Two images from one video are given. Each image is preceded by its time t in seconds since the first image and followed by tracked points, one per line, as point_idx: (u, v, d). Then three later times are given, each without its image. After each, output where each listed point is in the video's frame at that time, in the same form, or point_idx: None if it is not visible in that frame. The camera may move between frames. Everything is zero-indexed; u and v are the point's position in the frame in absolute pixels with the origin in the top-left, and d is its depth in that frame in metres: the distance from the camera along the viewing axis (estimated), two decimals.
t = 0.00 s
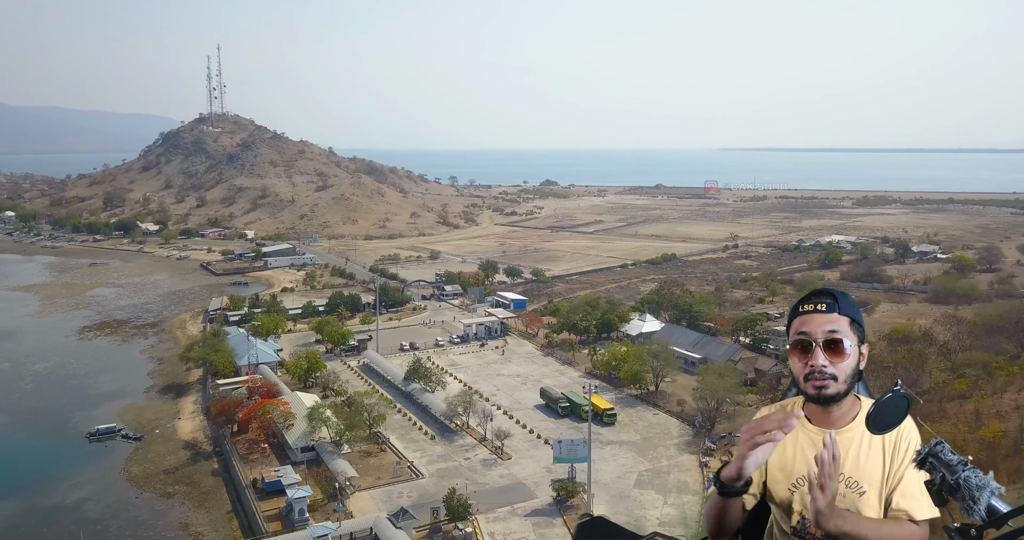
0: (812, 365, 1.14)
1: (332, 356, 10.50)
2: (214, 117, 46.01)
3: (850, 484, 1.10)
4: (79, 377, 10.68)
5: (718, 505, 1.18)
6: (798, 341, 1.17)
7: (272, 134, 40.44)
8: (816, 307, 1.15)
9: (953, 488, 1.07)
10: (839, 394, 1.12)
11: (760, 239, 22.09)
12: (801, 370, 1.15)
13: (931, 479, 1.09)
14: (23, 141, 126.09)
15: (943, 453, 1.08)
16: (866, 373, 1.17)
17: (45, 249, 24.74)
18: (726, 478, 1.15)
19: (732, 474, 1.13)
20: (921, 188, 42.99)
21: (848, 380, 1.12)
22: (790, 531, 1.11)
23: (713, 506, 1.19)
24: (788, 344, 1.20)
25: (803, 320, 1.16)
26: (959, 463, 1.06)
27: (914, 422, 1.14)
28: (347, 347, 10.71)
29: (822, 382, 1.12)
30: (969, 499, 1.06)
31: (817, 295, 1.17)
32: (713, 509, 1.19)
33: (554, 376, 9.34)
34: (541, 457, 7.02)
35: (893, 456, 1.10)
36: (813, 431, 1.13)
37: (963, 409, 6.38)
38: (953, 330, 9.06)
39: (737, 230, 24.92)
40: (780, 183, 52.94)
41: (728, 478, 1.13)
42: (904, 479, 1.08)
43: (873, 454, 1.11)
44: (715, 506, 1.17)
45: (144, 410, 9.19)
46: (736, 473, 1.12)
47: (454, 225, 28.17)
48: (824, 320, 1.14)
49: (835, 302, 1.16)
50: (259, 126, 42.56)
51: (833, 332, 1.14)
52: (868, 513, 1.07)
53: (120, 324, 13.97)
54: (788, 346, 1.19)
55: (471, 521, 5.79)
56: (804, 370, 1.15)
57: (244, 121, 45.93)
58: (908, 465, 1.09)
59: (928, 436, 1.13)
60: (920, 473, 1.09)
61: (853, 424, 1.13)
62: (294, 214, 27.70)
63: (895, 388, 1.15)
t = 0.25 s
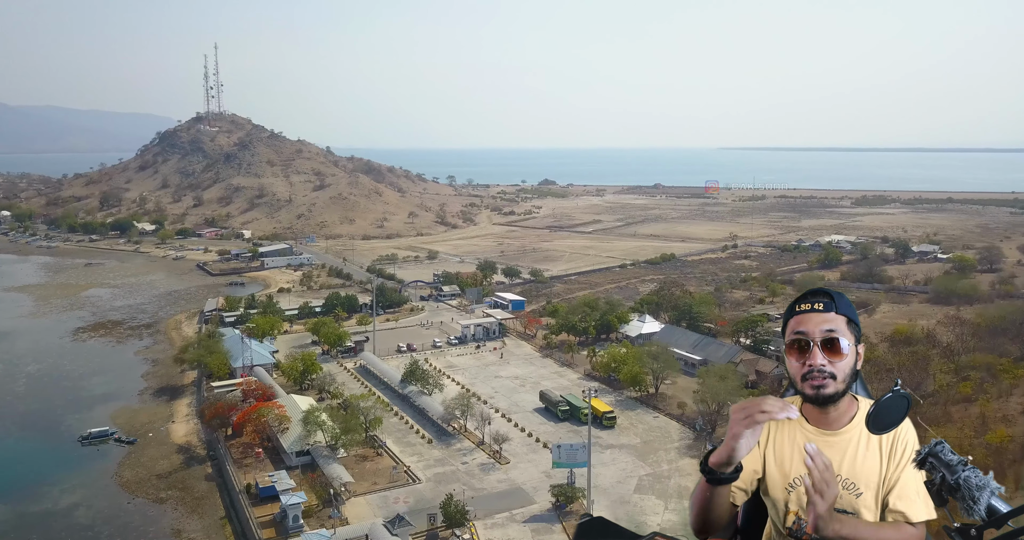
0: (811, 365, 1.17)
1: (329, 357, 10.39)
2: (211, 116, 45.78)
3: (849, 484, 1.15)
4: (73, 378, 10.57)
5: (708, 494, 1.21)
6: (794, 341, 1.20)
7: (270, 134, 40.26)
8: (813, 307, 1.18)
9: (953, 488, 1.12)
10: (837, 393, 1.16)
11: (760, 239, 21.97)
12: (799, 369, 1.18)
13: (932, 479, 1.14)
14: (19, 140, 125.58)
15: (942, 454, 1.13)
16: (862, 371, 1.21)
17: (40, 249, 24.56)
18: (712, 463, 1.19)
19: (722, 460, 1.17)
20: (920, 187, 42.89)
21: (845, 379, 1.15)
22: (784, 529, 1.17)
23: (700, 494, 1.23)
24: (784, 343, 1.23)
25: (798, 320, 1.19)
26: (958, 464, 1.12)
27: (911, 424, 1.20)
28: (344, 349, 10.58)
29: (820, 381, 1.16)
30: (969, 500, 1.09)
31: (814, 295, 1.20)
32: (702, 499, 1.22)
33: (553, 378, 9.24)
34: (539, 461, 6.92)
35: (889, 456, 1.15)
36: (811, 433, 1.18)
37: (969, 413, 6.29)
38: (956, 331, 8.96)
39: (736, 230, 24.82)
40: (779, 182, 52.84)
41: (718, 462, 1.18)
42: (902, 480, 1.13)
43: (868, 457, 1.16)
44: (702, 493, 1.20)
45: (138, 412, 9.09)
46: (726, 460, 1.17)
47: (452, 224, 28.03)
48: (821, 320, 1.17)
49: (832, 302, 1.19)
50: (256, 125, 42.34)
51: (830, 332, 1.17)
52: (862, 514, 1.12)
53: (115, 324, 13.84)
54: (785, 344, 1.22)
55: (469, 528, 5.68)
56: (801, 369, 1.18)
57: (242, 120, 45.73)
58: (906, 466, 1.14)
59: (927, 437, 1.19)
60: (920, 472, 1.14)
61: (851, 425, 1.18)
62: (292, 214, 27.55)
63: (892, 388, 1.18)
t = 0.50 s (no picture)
0: (811, 363, 1.08)
1: (325, 360, 10.26)
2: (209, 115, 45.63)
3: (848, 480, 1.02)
4: (65, 380, 10.44)
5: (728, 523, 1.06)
6: (793, 341, 1.11)
7: (267, 133, 40.11)
8: (812, 306, 1.09)
9: (954, 488, 1.01)
10: (838, 394, 1.06)
11: (759, 239, 21.90)
12: (799, 369, 1.09)
13: (932, 478, 1.03)
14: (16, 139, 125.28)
15: (942, 453, 1.02)
16: (863, 371, 1.12)
17: (36, 249, 24.41)
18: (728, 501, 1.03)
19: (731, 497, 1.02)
20: (918, 186, 42.90)
21: (846, 379, 1.06)
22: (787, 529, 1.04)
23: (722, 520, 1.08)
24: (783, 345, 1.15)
25: (797, 320, 1.10)
26: (958, 463, 1.01)
27: (912, 422, 1.09)
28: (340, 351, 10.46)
29: (820, 381, 1.07)
30: (969, 499, 1.00)
31: (813, 294, 1.11)
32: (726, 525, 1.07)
33: (552, 380, 9.13)
34: (538, 466, 6.82)
35: (888, 453, 1.05)
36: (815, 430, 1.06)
37: (975, 417, 6.20)
38: (958, 333, 8.88)
39: (735, 230, 24.76)
40: (777, 182, 52.86)
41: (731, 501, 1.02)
42: (899, 476, 1.01)
43: (867, 457, 1.05)
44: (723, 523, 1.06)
45: (131, 415, 8.96)
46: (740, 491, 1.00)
47: (450, 224, 27.93)
48: (820, 319, 1.09)
49: (831, 302, 1.10)
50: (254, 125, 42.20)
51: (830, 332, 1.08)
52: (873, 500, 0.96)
53: (109, 326, 13.71)
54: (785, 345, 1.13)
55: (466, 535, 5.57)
56: (800, 369, 1.09)
57: (239, 119, 45.60)
58: (906, 464, 1.03)
59: (927, 438, 1.08)
60: (919, 472, 1.03)
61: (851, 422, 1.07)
62: (289, 214, 27.44)
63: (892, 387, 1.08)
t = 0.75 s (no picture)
0: (810, 365, 1.02)
1: (322, 361, 10.15)
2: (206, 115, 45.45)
3: (847, 482, 1.01)
4: (59, 383, 10.32)
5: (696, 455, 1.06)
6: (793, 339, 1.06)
7: (265, 132, 39.93)
8: (811, 307, 1.03)
9: (954, 488, 0.95)
10: (838, 393, 1.01)
11: (758, 239, 21.80)
12: (797, 368, 1.04)
13: (932, 478, 0.98)
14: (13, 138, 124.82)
15: (943, 453, 0.97)
16: (864, 368, 1.06)
17: (31, 250, 24.24)
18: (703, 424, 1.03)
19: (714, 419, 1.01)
20: (917, 186, 42.85)
21: (846, 379, 1.01)
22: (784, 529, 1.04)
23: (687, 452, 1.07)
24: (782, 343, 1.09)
25: (797, 319, 1.05)
26: (958, 462, 0.95)
27: (912, 420, 1.05)
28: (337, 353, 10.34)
29: (819, 381, 1.02)
30: (969, 499, 0.93)
31: (812, 293, 1.06)
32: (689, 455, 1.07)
33: (551, 382, 9.04)
34: (537, 470, 6.71)
35: (890, 452, 1.00)
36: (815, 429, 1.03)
37: (981, 421, 6.11)
38: (961, 334, 8.79)
39: (734, 230, 24.67)
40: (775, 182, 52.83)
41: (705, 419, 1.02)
42: (899, 476, 0.97)
43: (866, 456, 1.01)
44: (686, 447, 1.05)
45: (124, 418, 8.85)
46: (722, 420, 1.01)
47: (448, 224, 27.81)
48: (819, 319, 1.03)
49: (830, 300, 1.04)
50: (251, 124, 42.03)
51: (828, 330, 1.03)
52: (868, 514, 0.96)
53: (104, 327, 13.58)
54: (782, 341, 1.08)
55: None
56: (799, 369, 1.03)
57: (237, 119, 45.41)
58: (905, 464, 0.99)
59: (929, 436, 1.03)
60: (919, 472, 0.99)
61: (852, 422, 1.03)
62: (286, 214, 27.30)
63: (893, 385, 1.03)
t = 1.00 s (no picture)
0: (811, 364, 1.04)
1: (318, 363, 10.04)
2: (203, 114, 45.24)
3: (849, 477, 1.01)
4: (52, 385, 10.20)
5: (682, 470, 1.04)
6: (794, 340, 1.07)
7: (262, 131, 39.73)
8: (811, 307, 1.05)
9: (953, 489, 0.98)
10: (839, 391, 1.02)
11: (758, 239, 21.67)
12: (799, 368, 1.05)
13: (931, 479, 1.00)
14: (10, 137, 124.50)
15: (942, 453, 0.99)
16: (864, 370, 1.07)
17: (26, 249, 24.06)
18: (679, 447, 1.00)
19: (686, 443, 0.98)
20: (916, 185, 42.74)
21: (847, 378, 1.02)
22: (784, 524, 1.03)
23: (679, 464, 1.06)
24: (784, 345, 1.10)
25: (799, 320, 1.06)
26: (957, 463, 0.98)
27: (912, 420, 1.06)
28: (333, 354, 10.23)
29: (820, 380, 1.03)
30: (969, 500, 0.96)
31: (812, 294, 1.07)
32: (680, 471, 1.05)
33: (550, 384, 8.94)
34: (536, 475, 6.61)
35: (890, 450, 1.01)
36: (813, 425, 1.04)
37: (987, 425, 6.02)
38: (965, 335, 8.69)
39: (733, 229, 24.55)
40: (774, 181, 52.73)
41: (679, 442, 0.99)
42: (896, 472, 0.98)
43: (867, 455, 1.01)
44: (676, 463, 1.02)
45: (118, 421, 8.73)
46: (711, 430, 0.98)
47: (446, 223, 27.67)
48: (821, 319, 1.04)
49: (831, 301, 1.05)
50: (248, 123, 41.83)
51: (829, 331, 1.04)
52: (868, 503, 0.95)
53: (98, 327, 13.45)
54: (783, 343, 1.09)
55: None
56: (802, 368, 1.05)
57: (234, 118, 45.19)
58: (904, 462, 1.00)
59: (927, 436, 1.05)
60: (918, 471, 1.00)
61: (852, 422, 1.04)
62: (283, 213, 27.14)
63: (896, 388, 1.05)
